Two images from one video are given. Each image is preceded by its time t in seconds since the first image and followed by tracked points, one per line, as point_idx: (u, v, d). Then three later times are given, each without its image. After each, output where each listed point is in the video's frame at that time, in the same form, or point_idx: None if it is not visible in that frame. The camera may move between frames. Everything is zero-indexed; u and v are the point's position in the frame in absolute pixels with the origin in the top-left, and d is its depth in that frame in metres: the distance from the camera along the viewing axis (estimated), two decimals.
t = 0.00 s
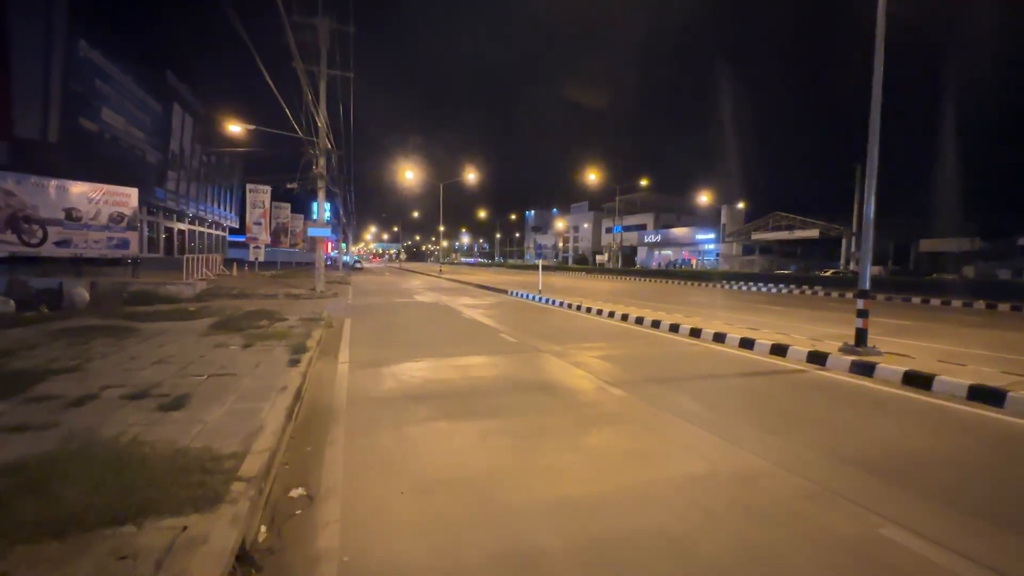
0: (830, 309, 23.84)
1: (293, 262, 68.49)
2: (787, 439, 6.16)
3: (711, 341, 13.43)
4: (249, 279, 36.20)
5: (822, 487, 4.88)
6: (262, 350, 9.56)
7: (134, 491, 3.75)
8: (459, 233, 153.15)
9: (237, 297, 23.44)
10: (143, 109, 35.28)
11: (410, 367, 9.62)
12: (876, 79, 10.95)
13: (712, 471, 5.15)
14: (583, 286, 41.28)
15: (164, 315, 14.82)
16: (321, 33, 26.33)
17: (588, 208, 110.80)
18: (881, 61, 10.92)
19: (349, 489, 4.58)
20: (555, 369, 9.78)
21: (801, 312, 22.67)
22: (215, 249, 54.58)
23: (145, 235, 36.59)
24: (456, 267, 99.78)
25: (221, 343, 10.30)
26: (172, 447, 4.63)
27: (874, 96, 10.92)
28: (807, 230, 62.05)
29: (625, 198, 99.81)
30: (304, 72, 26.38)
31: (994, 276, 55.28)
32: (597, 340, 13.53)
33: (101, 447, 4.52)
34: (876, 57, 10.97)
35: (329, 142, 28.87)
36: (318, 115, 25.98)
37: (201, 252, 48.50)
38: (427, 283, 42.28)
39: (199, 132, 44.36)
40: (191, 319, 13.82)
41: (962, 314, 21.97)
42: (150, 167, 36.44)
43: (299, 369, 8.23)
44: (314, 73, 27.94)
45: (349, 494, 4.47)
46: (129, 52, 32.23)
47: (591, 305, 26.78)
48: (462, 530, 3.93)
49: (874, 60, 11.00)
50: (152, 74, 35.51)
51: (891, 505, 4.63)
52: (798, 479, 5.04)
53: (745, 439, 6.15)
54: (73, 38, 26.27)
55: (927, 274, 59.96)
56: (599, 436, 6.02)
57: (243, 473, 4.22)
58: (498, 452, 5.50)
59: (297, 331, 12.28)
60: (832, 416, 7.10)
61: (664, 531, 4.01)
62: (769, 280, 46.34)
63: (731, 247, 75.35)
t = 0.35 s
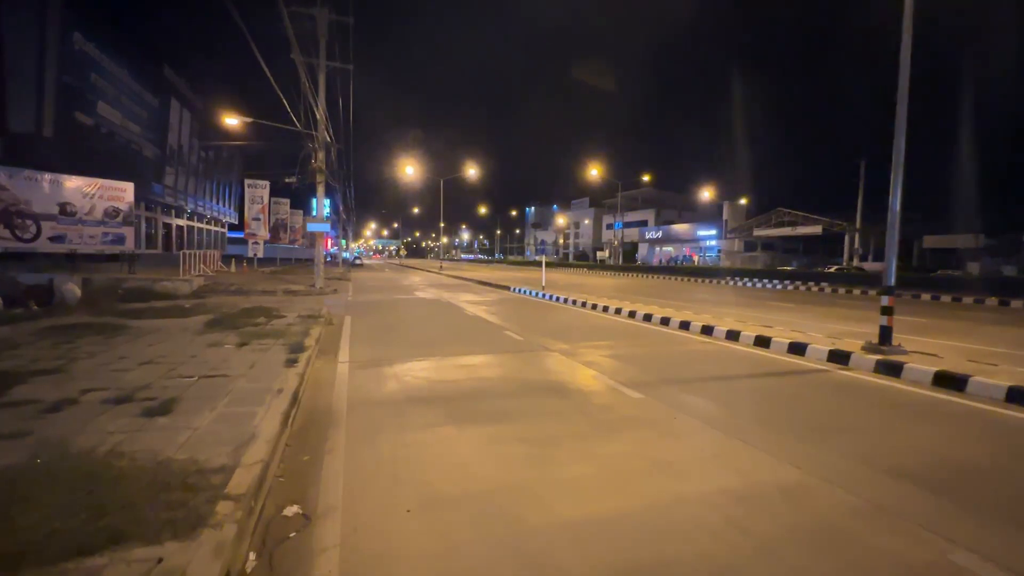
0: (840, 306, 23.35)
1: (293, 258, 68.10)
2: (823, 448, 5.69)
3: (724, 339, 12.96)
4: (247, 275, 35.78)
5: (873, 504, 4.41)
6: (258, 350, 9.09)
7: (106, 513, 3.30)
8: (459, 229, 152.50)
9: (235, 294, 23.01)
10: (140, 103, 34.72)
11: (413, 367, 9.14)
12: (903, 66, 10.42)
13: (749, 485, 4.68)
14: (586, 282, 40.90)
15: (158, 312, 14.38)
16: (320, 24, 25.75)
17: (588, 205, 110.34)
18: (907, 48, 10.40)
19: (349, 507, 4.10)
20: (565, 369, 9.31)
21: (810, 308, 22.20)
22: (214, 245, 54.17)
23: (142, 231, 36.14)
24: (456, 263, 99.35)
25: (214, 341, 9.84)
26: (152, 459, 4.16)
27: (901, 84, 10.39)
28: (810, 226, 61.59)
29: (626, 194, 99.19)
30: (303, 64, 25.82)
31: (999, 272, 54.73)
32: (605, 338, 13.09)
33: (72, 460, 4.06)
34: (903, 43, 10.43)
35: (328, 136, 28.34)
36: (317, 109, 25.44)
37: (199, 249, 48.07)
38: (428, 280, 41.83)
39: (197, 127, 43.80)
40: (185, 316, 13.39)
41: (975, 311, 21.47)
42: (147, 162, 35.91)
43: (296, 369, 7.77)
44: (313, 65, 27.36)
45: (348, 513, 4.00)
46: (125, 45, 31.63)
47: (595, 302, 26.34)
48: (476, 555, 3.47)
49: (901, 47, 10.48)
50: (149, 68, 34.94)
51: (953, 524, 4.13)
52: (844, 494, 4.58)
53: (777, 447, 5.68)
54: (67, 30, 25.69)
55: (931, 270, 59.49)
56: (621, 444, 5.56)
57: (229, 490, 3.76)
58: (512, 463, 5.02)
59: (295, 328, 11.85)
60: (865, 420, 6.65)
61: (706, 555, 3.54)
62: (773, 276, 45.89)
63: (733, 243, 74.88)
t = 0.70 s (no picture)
0: (849, 306, 22.93)
1: (291, 256, 67.53)
2: (866, 468, 5.20)
3: (737, 341, 12.46)
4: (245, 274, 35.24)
5: (938, 538, 3.92)
6: (249, 355, 8.56)
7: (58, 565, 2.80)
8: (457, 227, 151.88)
9: (231, 293, 22.50)
10: (135, 100, 34.10)
11: (414, 374, 8.64)
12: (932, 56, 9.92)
13: (795, 515, 4.19)
14: (588, 281, 40.42)
15: (150, 313, 13.87)
16: (318, 17, 25.15)
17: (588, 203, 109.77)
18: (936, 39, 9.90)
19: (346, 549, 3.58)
20: (575, 375, 8.81)
21: (820, 308, 21.76)
22: (212, 243, 53.59)
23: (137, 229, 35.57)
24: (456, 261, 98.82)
25: (204, 346, 9.30)
26: (120, 492, 3.64)
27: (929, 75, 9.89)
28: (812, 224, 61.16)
29: (626, 192, 98.60)
30: (300, 59, 25.25)
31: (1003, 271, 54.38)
32: (613, 340, 12.59)
33: (29, 494, 3.56)
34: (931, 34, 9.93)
35: (326, 132, 27.77)
36: (315, 104, 24.88)
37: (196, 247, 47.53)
38: (427, 278, 41.34)
39: (194, 124, 43.15)
40: (178, 318, 12.88)
41: (988, 311, 21.05)
42: (142, 159, 35.33)
43: (289, 377, 7.25)
44: (310, 59, 26.76)
45: (346, 554, 3.52)
46: (120, 40, 30.98)
47: (598, 301, 25.86)
48: None
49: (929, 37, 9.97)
50: (145, 64, 34.30)
51: None
52: (899, 524, 4.12)
53: (816, 467, 5.19)
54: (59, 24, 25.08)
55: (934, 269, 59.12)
56: (644, 464, 5.08)
57: (208, 530, 3.26)
58: (527, 490, 4.52)
59: (292, 330, 11.36)
60: (903, 434, 6.18)
61: None
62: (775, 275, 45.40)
63: (734, 242, 74.43)
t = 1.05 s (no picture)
0: (859, 306, 22.49)
1: (290, 255, 66.95)
2: (924, 489, 4.74)
3: (755, 344, 11.95)
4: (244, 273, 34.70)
5: None
6: (246, 361, 8.04)
7: None
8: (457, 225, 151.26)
9: (228, 293, 22.01)
10: (133, 97, 33.57)
11: (421, 381, 8.13)
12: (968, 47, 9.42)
13: (860, 548, 3.73)
14: (591, 280, 39.91)
15: (144, 315, 13.34)
16: (319, 11, 24.60)
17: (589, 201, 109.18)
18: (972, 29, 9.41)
19: None
20: (591, 381, 8.31)
21: (831, 309, 21.30)
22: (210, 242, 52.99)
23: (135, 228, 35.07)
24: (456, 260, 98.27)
25: (198, 350, 8.79)
26: (96, 530, 3.16)
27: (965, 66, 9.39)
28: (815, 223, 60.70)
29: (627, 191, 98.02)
30: (300, 54, 24.70)
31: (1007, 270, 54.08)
32: (625, 343, 12.07)
33: None
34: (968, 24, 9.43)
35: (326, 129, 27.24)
36: (315, 100, 24.34)
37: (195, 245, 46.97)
38: (428, 278, 40.86)
39: (193, 121, 42.56)
40: (173, 319, 12.35)
41: (1002, 311, 20.63)
42: (140, 157, 34.78)
43: (289, 386, 6.74)
44: (310, 54, 26.24)
45: None
46: (117, 36, 30.40)
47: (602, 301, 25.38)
48: None
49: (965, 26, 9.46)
50: (143, 60, 33.74)
51: None
52: (978, 559, 3.65)
53: (871, 491, 4.70)
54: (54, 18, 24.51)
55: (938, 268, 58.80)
56: (681, 486, 4.61)
57: None
58: (556, 518, 4.05)
59: (291, 333, 10.86)
60: (955, 449, 5.70)
61: None
62: (779, 274, 44.88)
63: (736, 240, 73.95)
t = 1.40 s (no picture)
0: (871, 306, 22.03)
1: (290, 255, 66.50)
2: (993, 514, 4.27)
3: (774, 347, 11.47)
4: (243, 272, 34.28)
5: None
6: (244, 368, 7.56)
7: None
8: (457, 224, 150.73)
9: (227, 293, 21.56)
10: (132, 95, 33.09)
11: (430, 388, 7.65)
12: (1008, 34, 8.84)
13: None
14: (594, 279, 39.43)
15: (139, 317, 12.90)
16: (319, 5, 24.07)
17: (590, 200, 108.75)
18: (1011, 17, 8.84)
19: None
20: (609, 389, 7.84)
21: (842, 309, 20.83)
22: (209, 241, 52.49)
23: (133, 226, 34.60)
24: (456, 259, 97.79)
25: (194, 355, 8.30)
26: None
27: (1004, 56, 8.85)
28: (819, 221, 60.25)
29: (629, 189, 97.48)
30: (301, 49, 24.19)
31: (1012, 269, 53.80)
32: (639, 346, 11.60)
33: None
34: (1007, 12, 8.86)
35: (326, 126, 26.73)
36: (316, 96, 23.85)
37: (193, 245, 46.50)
38: (429, 277, 40.38)
39: (192, 119, 42.05)
40: (169, 322, 11.90)
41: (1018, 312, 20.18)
42: (139, 155, 34.29)
43: (290, 395, 6.25)
44: (311, 50, 25.74)
45: None
46: (115, 32, 29.90)
47: (608, 300, 24.89)
48: None
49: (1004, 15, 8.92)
50: (141, 57, 33.22)
51: None
52: None
53: (934, 516, 4.24)
54: (50, 12, 24.04)
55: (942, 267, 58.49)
56: (727, 514, 4.13)
57: None
58: (593, 553, 3.59)
59: (292, 336, 10.41)
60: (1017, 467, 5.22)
61: None
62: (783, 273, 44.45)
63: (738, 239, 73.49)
